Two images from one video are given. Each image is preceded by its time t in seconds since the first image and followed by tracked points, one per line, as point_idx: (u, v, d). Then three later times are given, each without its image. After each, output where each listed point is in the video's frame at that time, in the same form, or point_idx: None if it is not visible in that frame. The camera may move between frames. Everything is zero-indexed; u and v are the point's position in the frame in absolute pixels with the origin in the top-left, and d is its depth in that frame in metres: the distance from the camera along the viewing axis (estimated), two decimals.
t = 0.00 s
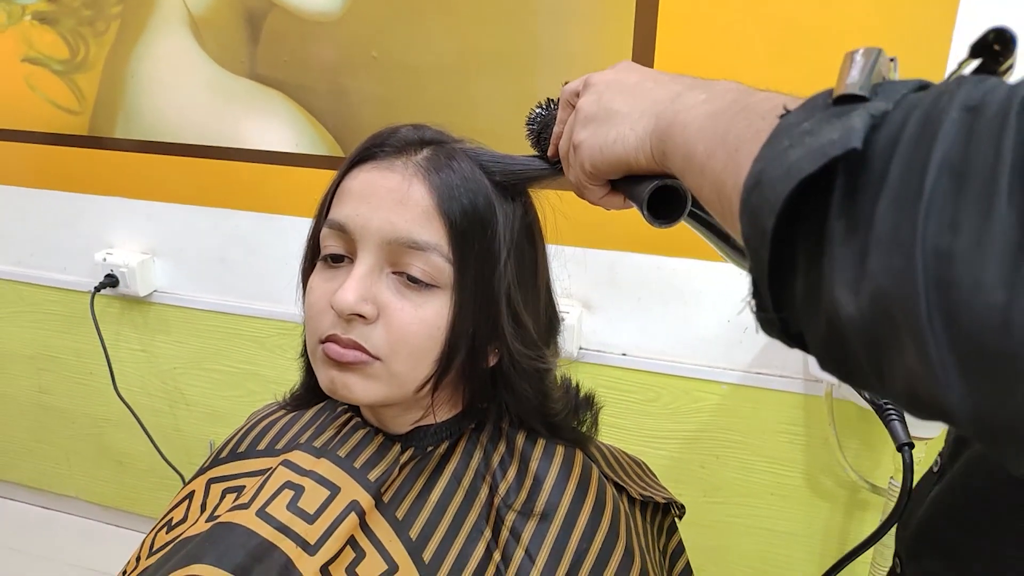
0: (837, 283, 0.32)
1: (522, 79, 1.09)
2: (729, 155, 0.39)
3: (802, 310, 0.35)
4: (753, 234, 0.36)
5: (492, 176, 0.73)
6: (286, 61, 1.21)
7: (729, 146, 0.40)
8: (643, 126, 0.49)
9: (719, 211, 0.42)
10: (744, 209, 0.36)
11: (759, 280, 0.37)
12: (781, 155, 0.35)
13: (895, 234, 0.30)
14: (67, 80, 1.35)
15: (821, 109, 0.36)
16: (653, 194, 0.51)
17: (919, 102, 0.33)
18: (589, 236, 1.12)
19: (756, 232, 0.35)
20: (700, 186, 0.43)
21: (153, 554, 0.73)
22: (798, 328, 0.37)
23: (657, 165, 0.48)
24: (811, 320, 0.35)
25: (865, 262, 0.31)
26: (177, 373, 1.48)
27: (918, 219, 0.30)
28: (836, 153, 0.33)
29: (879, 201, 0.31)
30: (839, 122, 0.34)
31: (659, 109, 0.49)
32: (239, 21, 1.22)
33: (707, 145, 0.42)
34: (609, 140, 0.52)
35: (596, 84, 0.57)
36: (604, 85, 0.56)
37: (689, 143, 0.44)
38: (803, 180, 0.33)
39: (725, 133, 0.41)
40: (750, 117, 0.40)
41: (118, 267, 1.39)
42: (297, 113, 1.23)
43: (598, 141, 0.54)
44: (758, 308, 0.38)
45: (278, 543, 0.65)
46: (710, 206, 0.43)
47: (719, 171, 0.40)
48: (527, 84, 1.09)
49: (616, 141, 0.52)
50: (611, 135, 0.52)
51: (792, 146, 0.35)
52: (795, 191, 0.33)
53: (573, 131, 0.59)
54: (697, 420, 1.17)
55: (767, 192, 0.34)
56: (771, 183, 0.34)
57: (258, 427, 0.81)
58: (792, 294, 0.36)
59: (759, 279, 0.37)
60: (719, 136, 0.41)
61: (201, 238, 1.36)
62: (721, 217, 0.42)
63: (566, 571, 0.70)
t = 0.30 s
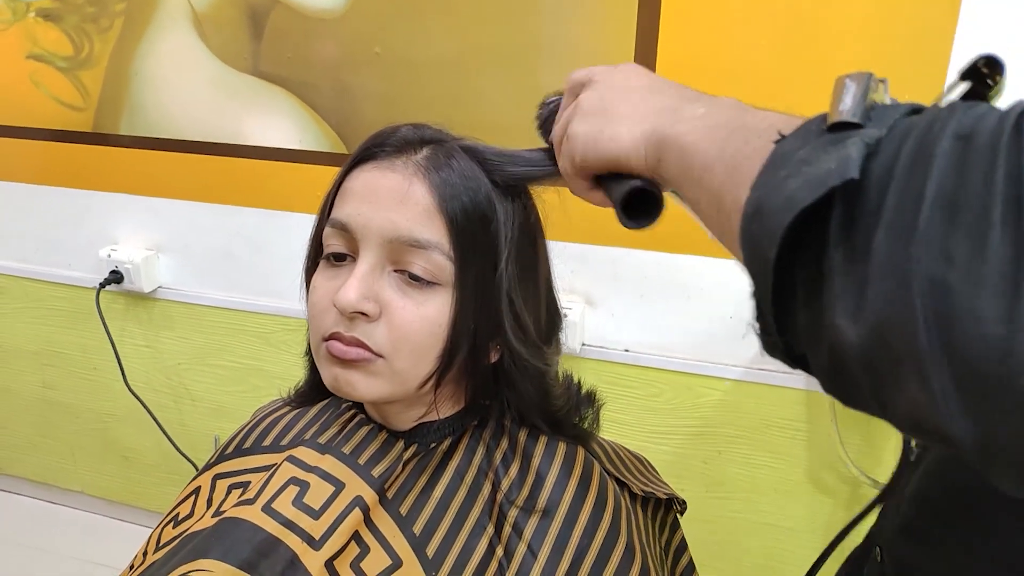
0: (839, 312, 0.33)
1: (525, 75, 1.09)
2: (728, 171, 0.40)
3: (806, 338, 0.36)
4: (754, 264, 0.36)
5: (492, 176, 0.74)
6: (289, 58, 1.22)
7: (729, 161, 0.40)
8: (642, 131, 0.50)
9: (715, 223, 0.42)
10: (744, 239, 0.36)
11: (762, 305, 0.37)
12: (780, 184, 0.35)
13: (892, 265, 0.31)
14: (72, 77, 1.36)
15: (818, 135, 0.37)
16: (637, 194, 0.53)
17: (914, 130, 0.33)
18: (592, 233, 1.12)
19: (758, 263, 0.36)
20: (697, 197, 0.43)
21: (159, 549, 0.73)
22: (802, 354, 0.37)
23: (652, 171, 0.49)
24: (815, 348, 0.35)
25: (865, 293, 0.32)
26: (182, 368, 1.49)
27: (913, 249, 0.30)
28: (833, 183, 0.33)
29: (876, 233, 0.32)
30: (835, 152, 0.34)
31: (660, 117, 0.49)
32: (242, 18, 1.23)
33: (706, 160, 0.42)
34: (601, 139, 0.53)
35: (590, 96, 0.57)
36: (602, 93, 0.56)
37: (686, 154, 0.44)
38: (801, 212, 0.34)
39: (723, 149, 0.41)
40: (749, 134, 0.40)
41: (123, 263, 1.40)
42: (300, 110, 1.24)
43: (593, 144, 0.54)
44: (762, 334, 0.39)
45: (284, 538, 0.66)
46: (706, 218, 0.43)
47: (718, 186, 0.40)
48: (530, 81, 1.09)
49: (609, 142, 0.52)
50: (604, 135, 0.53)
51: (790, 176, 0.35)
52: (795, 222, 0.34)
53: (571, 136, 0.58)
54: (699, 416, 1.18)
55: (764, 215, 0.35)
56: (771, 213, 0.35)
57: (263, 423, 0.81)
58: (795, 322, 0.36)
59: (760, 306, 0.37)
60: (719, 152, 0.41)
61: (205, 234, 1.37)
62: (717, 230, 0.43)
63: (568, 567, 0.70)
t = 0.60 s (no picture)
0: (939, 305, 0.32)
1: (525, 71, 1.09)
2: (783, 149, 0.41)
3: (898, 335, 0.35)
4: (838, 262, 0.36)
5: (494, 175, 0.74)
6: (290, 54, 1.22)
7: (783, 142, 0.42)
8: (686, 108, 0.51)
9: (751, 198, 0.44)
10: (822, 232, 0.36)
11: (845, 304, 0.37)
12: (863, 180, 0.35)
13: (999, 258, 0.30)
14: (72, 74, 1.36)
15: (891, 132, 0.37)
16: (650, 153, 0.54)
17: (996, 124, 0.33)
18: (592, 229, 1.12)
19: (844, 260, 0.35)
20: (736, 174, 0.45)
21: (161, 544, 0.74)
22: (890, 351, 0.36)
23: (684, 146, 0.50)
24: (907, 345, 0.35)
25: (967, 286, 0.31)
26: (183, 364, 1.49)
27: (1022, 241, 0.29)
28: (926, 178, 0.33)
29: (973, 225, 0.31)
30: (920, 148, 0.34)
31: (708, 101, 0.51)
32: (243, 14, 1.22)
33: (757, 138, 0.44)
34: (638, 108, 0.54)
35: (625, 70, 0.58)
36: (638, 69, 0.57)
37: (735, 132, 0.46)
38: (893, 207, 0.33)
39: (777, 132, 0.43)
40: (805, 124, 0.42)
41: (124, 260, 1.40)
42: (300, 106, 1.24)
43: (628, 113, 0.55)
44: (841, 331, 0.38)
45: (285, 533, 0.66)
46: (738, 195, 0.45)
47: (767, 162, 0.42)
48: (530, 77, 1.09)
49: (645, 110, 0.54)
50: (641, 102, 0.54)
51: (861, 166, 0.36)
52: (886, 218, 0.33)
53: (595, 108, 0.59)
54: (699, 412, 1.18)
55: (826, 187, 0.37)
56: (860, 209, 0.34)
57: (265, 419, 0.82)
58: (884, 318, 0.36)
59: (842, 308, 0.37)
60: (773, 133, 0.43)
61: (207, 230, 1.37)
62: (747, 208, 0.44)
63: (567, 562, 0.71)
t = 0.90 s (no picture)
0: None
1: (528, 68, 1.09)
2: (880, 94, 0.42)
3: None
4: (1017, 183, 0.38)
5: (500, 171, 0.75)
6: (293, 52, 1.22)
7: (874, 88, 0.43)
8: (722, 77, 0.49)
9: (846, 145, 0.44)
10: (992, 161, 0.39)
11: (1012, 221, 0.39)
12: None
13: None
14: (77, 71, 1.36)
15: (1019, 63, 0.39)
16: (691, 129, 0.50)
17: None
18: (595, 227, 1.12)
19: None
20: (819, 125, 0.45)
21: (165, 539, 0.74)
22: None
23: (740, 111, 0.48)
24: None
25: None
26: (187, 361, 1.50)
27: None
28: None
29: None
30: None
31: (738, 67, 0.49)
32: (247, 12, 1.23)
33: (838, 88, 0.44)
34: (673, 84, 0.50)
35: (639, 55, 0.53)
36: (652, 52, 0.53)
37: (805, 86, 0.45)
38: None
39: (863, 79, 0.43)
40: (872, 73, 0.44)
41: (129, 257, 1.41)
42: (304, 104, 1.24)
43: (660, 89, 0.50)
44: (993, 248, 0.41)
45: (288, 528, 0.66)
46: (824, 147, 0.45)
47: (864, 109, 0.43)
48: (532, 74, 1.09)
49: (680, 85, 0.50)
50: (675, 77, 0.50)
51: None
52: None
53: (622, 96, 0.54)
54: (701, 410, 1.18)
55: (979, 119, 0.39)
56: None
57: (268, 415, 0.82)
58: None
59: (1006, 228, 0.40)
60: (856, 81, 0.43)
61: (211, 228, 1.38)
62: (834, 157, 0.45)
63: (568, 558, 0.71)
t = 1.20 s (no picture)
0: None
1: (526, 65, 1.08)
2: (942, 61, 0.46)
3: None
4: None
5: (506, 169, 0.75)
6: (291, 49, 1.22)
7: (933, 55, 0.47)
8: (761, 61, 0.51)
9: (914, 111, 0.48)
10: None
11: None
12: None
13: None
14: (74, 68, 1.36)
15: None
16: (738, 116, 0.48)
17: None
18: (593, 224, 1.12)
19: None
20: (881, 95, 0.48)
21: (164, 535, 0.74)
22: None
23: (793, 90, 0.51)
24: None
25: None
26: (186, 358, 1.49)
27: None
28: None
29: None
30: None
31: (773, 49, 0.51)
32: (245, 9, 1.23)
33: (895, 58, 0.47)
34: (712, 78, 0.50)
35: (657, 56, 0.53)
36: (670, 51, 0.53)
37: (859, 60, 0.48)
38: None
39: (921, 49, 0.47)
40: (923, 43, 0.48)
41: (126, 254, 1.41)
42: (303, 102, 1.24)
43: (699, 87, 0.50)
44: None
45: (286, 525, 0.66)
46: (893, 115, 0.49)
47: (929, 75, 0.47)
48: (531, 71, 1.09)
49: (721, 77, 0.50)
50: (713, 72, 0.50)
51: None
52: None
53: (652, 99, 0.53)
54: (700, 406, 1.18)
55: None
56: None
57: (267, 412, 0.82)
58: None
59: None
60: (914, 52, 0.47)
61: (210, 224, 1.37)
62: (901, 121, 0.49)
63: (567, 554, 0.71)
